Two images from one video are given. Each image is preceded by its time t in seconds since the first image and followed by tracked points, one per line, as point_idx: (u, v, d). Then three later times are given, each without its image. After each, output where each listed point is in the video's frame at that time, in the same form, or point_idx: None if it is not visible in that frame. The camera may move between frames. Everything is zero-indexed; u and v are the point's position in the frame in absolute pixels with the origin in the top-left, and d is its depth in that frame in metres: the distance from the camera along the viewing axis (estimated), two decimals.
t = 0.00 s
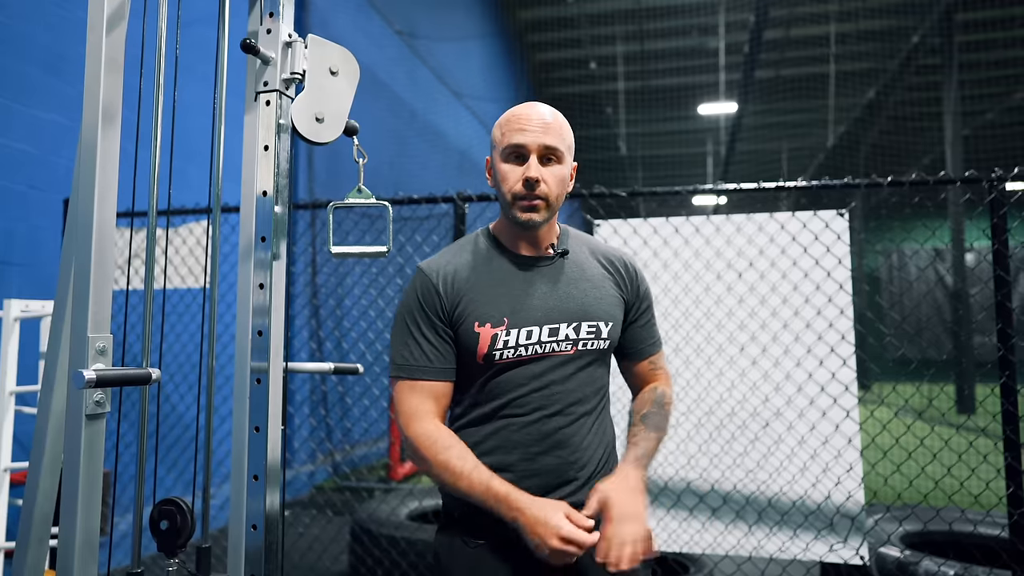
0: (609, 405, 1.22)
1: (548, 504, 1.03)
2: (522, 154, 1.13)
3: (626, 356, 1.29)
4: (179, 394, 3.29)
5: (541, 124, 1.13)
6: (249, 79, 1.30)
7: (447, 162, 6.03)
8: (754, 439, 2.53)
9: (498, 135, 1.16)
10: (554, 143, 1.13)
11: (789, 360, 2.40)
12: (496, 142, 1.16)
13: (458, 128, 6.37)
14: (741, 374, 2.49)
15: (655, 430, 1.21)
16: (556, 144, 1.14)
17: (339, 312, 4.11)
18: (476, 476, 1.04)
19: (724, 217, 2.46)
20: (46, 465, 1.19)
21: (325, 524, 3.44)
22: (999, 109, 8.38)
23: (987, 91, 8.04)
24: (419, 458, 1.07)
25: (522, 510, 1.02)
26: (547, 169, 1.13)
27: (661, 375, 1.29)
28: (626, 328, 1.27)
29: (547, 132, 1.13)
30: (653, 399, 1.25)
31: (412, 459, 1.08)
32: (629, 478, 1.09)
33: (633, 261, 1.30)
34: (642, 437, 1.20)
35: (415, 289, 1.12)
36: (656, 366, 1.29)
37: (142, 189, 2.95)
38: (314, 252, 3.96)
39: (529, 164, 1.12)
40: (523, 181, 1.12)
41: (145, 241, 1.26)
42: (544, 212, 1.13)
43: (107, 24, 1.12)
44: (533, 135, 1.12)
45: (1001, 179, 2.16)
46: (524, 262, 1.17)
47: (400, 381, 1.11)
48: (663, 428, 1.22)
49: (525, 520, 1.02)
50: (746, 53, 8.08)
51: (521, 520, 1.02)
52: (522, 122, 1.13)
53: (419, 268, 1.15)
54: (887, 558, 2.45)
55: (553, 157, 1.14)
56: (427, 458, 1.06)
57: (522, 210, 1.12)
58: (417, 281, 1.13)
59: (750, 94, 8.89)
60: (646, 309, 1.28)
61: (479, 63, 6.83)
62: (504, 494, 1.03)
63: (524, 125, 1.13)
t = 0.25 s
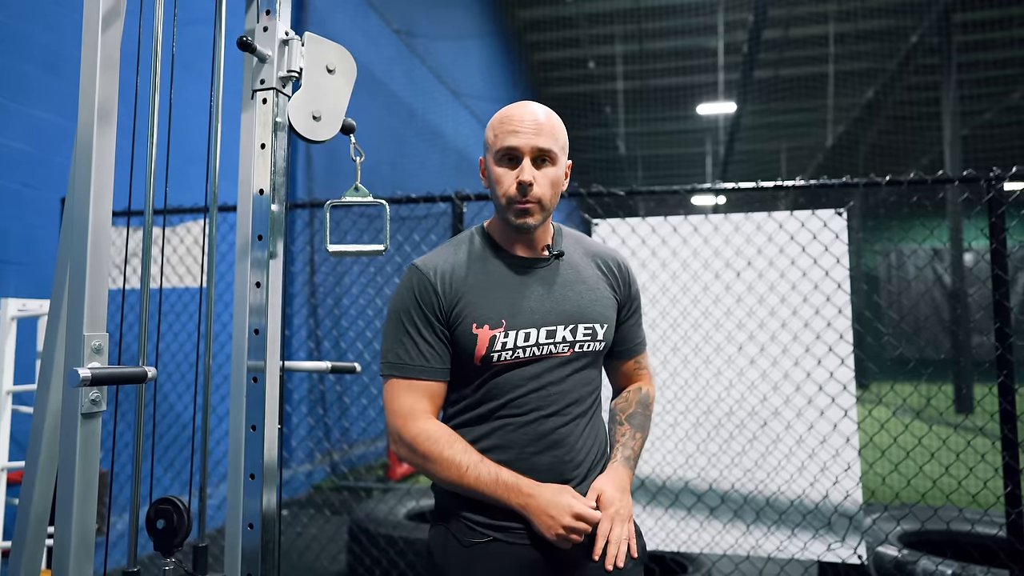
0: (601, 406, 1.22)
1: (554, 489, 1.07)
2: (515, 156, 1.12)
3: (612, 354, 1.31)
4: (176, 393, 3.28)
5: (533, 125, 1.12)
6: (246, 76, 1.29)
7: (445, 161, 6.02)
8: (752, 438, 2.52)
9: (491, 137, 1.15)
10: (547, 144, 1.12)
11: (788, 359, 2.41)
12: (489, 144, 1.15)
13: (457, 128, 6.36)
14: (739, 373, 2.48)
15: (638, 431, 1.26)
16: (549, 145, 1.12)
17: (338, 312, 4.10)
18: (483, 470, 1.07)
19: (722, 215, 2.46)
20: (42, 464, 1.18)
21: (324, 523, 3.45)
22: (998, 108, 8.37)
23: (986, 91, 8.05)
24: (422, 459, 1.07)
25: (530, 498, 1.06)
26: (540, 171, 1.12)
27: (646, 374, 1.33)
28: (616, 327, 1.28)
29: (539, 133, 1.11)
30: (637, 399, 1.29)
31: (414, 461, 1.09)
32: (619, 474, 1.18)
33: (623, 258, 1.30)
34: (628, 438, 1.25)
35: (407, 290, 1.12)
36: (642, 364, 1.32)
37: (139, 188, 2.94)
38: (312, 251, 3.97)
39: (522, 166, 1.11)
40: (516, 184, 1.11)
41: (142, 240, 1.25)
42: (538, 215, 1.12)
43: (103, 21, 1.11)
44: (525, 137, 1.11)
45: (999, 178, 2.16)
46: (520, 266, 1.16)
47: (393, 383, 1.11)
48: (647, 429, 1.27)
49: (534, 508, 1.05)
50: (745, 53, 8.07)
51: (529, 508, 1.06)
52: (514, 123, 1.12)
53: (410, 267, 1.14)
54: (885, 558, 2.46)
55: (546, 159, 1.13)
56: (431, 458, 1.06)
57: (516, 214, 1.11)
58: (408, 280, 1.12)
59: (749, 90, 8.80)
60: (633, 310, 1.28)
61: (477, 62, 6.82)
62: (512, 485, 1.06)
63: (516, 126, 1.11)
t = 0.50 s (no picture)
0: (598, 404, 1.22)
1: (554, 487, 1.08)
2: (508, 153, 1.12)
3: (608, 352, 1.31)
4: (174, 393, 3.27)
5: (525, 122, 1.11)
6: (244, 75, 1.30)
7: (444, 161, 6.02)
8: (750, 438, 2.50)
9: (483, 134, 1.14)
10: (539, 140, 1.12)
11: (786, 359, 2.41)
12: (481, 142, 1.15)
13: (455, 128, 6.36)
14: (738, 373, 2.49)
15: (635, 430, 1.26)
16: (541, 141, 1.12)
17: (336, 312, 4.10)
18: (483, 470, 1.07)
19: (721, 215, 2.46)
20: (38, 464, 1.18)
21: (322, 523, 3.44)
22: (996, 109, 8.38)
23: (985, 92, 8.05)
24: (422, 460, 1.06)
25: (530, 497, 1.06)
26: (534, 168, 1.12)
27: (642, 371, 1.33)
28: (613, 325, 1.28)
29: (532, 130, 1.11)
30: (634, 396, 1.29)
31: (413, 462, 1.08)
32: (618, 472, 1.18)
33: (617, 254, 1.29)
34: (625, 436, 1.25)
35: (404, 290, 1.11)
36: (638, 360, 1.32)
37: (137, 188, 2.93)
38: (311, 250, 3.97)
39: (515, 164, 1.11)
40: (509, 181, 1.11)
41: (138, 239, 1.25)
42: (533, 212, 1.12)
43: (99, 19, 1.11)
44: (518, 134, 1.11)
45: (997, 177, 2.16)
46: (515, 264, 1.16)
47: (390, 383, 1.10)
48: (643, 427, 1.27)
49: (534, 507, 1.06)
50: (744, 53, 8.06)
51: (529, 507, 1.06)
52: (506, 121, 1.11)
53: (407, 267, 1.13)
54: (883, 557, 2.46)
55: (539, 155, 1.12)
56: (431, 458, 1.05)
57: (510, 211, 1.11)
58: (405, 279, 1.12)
59: (748, 95, 8.95)
60: (627, 307, 1.28)
61: (476, 62, 6.80)
62: (512, 484, 1.07)
63: (508, 124, 1.11)
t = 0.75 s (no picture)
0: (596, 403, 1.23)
1: (577, 495, 1.07)
2: (497, 151, 1.11)
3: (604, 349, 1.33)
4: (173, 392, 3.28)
5: (514, 117, 1.11)
6: (243, 76, 1.30)
7: (443, 161, 6.02)
8: (749, 438, 2.50)
9: (473, 133, 1.14)
10: (529, 135, 1.11)
11: (785, 359, 2.41)
12: (472, 141, 1.15)
13: (454, 128, 6.36)
14: (737, 373, 2.49)
15: (629, 427, 1.28)
16: (530, 136, 1.11)
17: (336, 312, 4.10)
18: (508, 476, 1.05)
19: (720, 215, 2.46)
20: (37, 464, 1.18)
21: (321, 523, 3.44)
22: (995, 109, 8.37)
23: (983, 92, 8.05)
24: (446, 466, 1.04)
25: (555, 502, 1.05)
26: (524, 164, 1.11)
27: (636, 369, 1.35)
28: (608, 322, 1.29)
29: (520, 126, 1.11)
30: (628, 394, 1.31)
31: (435, 469, 1.06)
32: (614, 468, 1.20)
33: (612, 252, 1.31)
34: (620, 433, 1.26)
35: (415, 293, 1.09)
36: (633, 357, 1.34)
37: (136, 188, 2.93)
38: (310, 250, 3.98)
39: (504, 161, 1.11)
40: (499, 178, 1.10)
41: (137, 239, 1.25)
42: (525, 209, 1.11)
43: (99, 19, 1.11)
44: (506, 130, 1.10)
45: (995, 177, 2.17)
46: (512, 263, 1.15)
47: (406, 389, 1.08)
48: (637, 424, 1.29)
49: (559, 513, 1.05)
50: (742, 53, 8.05)
51: (555, 513, 1.05)
52: (495, 118, 1.11)
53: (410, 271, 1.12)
54: (882, 556, 2.47)
55: (529, 151, 1.12)
56: (455, 464, 1.04)
57: (502, 209, 1.11)
58: (417, 282, 1.10)
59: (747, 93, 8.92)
60: (620, 302, 1.28)
61: (476, 62, 6.80)
62: (537, 490, 1.05)
63: (496, 121, 1.11)
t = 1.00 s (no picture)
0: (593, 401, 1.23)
1: (601, 511, 1.05)
2: (493, 153, 1.11)
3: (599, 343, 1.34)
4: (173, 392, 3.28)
5: (508, 120, 1.11)
6: (243, 76, 1.30)
7: (443, 161, 6.02)
8: (749, 437, 2.51)
9: (468, 137, 1.14)
10: (523, 137, 1.11)
11: (784, 358, 2.41)
12: (467, 144, 1.15)
13: (454, 128, 6.36)
14: (736, 372, 2.50)
15: (622, 421, 1.29)
16: (525, 138, 1.11)
17: (335, 312, 4.10)
18: (536, 485, 1.02)
19: (719, 215, 2.46)
20: (37, 464, 1.18)
21: (321, 522, 3.44)
22: (994, 109, 8.37)
23: (982, 92, 8.05)
24: (473, 466, 1.01)
25: (581, 516, 1.03)
26: (519, 166, 1.11)
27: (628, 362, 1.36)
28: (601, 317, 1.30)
29: (515, 128, 1.11)
30: (620, 388, 1.33)
31: (461, 468, 1.03)
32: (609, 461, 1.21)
33: (607, 249, 1.32)
34: (613, 428, 1.27)
35: (437, 290, 1.07)
36: (625, 351, 1.35)
37: (135, 188, 2.93)
38: (310, 251, 3.99)
39: (500, 164, 1.10)
40: (495, 181, 1.10)
41: (137, 240, 1.25)
42: (523, 211, 1.11)
43: (100, 20, 1.11)
44: (501, 133, 1.10)
45: (994, 177, 2.16)
46: (514, 262, 1.15)
47: (429, 387, 1.05)
48: (630, 417, 1.31)
49: (583, 528, 1.02)
50: (742, 53, 8.03)
51: (578, 527, 1.02)
52: (490, 121, 1.11)
53: (422, 269, 1.09)
54: (881, 556, 2.46)
55: (525, 153, 1.12)
56: (482, 466, 1.01)
57: (501, 212, 1.11)
58: (439, 278, 1.08)
59: (745, 93, 8.92)
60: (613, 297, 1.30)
61: (475, 63, 6.80)
62: (565, 501, 1.03)
63: (491, 124, 1.11)
